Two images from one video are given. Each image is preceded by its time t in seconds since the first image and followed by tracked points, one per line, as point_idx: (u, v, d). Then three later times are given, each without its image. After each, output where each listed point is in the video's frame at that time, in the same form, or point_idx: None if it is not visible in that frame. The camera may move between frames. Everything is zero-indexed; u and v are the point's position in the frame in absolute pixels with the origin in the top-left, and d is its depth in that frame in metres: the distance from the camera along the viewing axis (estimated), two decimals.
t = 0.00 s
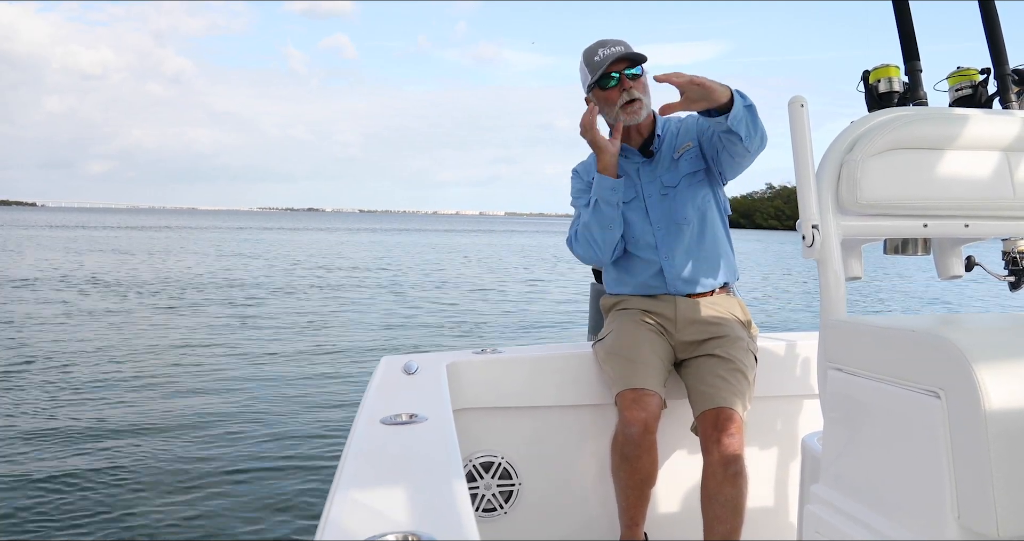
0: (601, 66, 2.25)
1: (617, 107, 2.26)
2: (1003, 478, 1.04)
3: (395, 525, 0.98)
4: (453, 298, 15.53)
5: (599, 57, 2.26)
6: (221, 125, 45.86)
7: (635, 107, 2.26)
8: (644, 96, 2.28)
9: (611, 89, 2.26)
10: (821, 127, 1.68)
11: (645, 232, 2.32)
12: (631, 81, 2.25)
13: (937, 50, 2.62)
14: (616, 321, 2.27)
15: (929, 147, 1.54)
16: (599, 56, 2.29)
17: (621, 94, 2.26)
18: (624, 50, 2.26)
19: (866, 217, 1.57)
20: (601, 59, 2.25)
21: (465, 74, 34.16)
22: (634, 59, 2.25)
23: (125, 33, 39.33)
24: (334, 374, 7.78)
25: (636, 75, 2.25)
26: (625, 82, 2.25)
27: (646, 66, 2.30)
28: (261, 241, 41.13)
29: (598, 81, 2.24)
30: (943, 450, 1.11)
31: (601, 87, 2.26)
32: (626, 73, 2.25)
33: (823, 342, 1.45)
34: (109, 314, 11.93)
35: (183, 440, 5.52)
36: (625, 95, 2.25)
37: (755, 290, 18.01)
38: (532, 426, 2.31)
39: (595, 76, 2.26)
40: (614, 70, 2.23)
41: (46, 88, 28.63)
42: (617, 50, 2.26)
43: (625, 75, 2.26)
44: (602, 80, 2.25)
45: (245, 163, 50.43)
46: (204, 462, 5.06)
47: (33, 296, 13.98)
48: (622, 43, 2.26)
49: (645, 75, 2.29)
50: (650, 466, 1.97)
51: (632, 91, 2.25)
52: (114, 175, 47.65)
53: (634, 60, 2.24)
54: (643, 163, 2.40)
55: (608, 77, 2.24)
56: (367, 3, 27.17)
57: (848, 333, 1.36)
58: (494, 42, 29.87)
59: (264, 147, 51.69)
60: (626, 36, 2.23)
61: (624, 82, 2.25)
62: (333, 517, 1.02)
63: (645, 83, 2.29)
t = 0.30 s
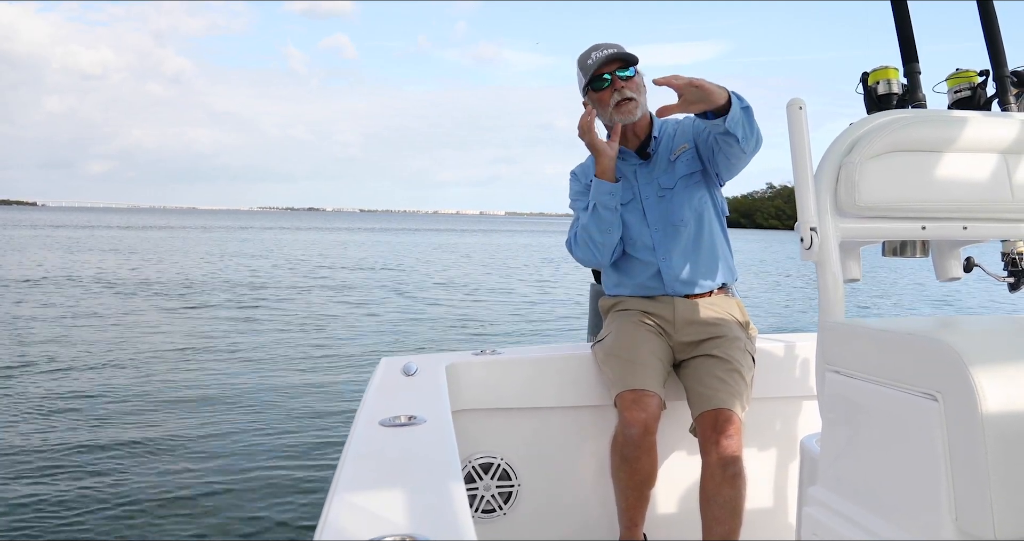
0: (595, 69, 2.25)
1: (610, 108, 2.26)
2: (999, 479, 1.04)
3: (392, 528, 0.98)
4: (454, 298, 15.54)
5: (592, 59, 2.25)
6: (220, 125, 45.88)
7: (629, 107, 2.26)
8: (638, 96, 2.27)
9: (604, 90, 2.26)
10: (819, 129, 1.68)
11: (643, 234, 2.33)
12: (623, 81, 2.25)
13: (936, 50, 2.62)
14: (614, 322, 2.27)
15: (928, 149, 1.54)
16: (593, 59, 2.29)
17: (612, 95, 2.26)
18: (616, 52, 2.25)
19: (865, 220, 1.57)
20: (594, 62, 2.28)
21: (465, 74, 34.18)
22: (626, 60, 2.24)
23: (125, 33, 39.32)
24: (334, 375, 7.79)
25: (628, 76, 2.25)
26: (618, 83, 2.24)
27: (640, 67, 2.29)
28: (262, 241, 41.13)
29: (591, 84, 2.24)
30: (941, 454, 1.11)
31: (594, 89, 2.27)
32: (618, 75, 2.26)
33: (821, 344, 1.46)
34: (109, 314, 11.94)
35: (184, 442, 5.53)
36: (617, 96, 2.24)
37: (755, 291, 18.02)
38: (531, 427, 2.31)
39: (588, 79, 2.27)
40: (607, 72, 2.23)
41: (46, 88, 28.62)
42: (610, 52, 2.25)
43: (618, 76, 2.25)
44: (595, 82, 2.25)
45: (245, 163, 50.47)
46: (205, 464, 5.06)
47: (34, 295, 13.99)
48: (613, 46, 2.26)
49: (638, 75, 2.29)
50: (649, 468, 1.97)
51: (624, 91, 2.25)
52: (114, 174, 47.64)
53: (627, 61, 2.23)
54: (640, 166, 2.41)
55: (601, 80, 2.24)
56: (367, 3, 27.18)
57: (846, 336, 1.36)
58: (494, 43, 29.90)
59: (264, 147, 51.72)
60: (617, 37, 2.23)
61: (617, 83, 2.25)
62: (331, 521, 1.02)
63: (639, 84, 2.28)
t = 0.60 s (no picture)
0: (593, 68, 2.26)
1: (610, 106, 2.26)
2: (999, 478, 1.04)
3: (390, 526, 0.98)
4: (453, 297, 15.55)
5: (591, 59, 2.26)
6: (220, 125, 45.94)
7: (628, 105, 2.26)
8: (638, 94, 2.28)
9: (603, 89, 2.26)
10: (819, 127, 1.68)
11: (643, 233, 2.33)
12: (623, 80, 2.25)
13: (938, 49, 2.62)
14: (615, 322, 2.27)
15: (929, 148, 1.54)
16: (592, 58, 2.29)
17: (612, 93, 2.26)
18: (614, 51, 2.26)
19: (866, 218, 1.57)
20: (593, 60, 2.28)
21: (465, 75, 34.18)
22: (625, 58, 2.25)
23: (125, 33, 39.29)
24: (333, 375, 7.79)
25: (628, 74, 2.25)
26: (617, 81, 2.25)
27: (639, 65, 2.29)
28: (262, 240, 41.08)
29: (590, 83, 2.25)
30: (940, 451, 1.11)
31: (593, 88, 2.27)
32: (617, 73, 2.25)
33: (820, 343, 1.46)
34: (109, 314, 11.93)
35: (182, 442, 5.51)
36: (616, 94, 2.25)
37: (755, 291, 18.00)
38: (530, 426, 2.31)
39: (587, 77, 2.27)
40: (606, 71, 2.24)
41: (45, 88, 28.56)
42: (608, 51, 2.25)
43: (616, 74, 2.26)
44: (594, 80, 2.25)
45: (245, 163, 50.47)
46: (203, 465, 5.05)
47: (34, 294, 14.00)
48: (612, 44, 2.27)
49: (637, 73, 2.29)
50: (649, 466, 1.97)
51: (624, 89, 2.25)
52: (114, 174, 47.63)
53: (625, 59, 2.24)
54: (639, 165, 2.41)
55: (600, 78, 2.24)
56: (367, 3, 27.17)
57: (846, 335, 1.36)
58: (494, 42, 29.87)
59: (264, 147, 51.74)
60: (615, 36, 2.23)
61: (616, 81, 2.25)
62: (331, 520, 1.02)
63: (638, 81, 2.29)
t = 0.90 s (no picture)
0: (596, 71, 2.25)
1: (611, 111, 2.26)
2: (996, 477, 1.04)
3: (388, 528, 0.98)
4: (453, 298, 15.55)
5: (594, 63, 2.26)
6: (220, 125, 45.95)
7: (629, 109, 2.26)
8: (639, 98, 2.28)
9: (605, 92, 2.26)
10: (818, 129, 1.68)
11: (643, 235, 2.33)
12: (624, 84, 2.25)
13: (937, 50, 2.62)
14: (613, 323, 2.27)
15: (928, 149, 1.53)
16: (595, 60, 2.29)
17: (614, 97, 2.25)
18: (617, 55, 2.25)
19: (864, 221, 1.57)
20: (595, 63, 2.27)
21: (465, 75, 34.17)
22: (627, 63, 2.24)
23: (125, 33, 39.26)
24: (333, 375, 7.78)
25: (630, 78, 2.24)
26: (619, 86, 2.24)
27: (641, 69, 2.29)
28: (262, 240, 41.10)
29: (592, 87, 2.24)
30: (938, 452, 1.11)
31: (595, 91, 2.26)
32: (619, 76, 2.25)
33: (820, 345, 1.46)
34: (110, 314, 11.93)
35: (182, 442, 5.52)
36: (618, 99, 2.25)
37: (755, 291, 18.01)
38: (529, 427, 2.31)
39: (589, 80, 2.26)
40: (608, 74, 2.23)
41: (45, 88, 28.54)
42: (611, 55, 2.25)
43: (618, 79, 2.25)
44: (596, 83, 2.24)
45: (245, 163, 50.46)
46: (204, 465, 5.06)
47: (33, 295, 14.00)
48: (614, 47, 2.26)
49: (639, 78, 2.29)
50: (647, 468, 1.98)
51: (625, 93, 2.25)
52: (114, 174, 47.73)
53: (628, 65, 2.23)
54: (638, 168, 2.41)
55: (602, 83, 2.24)
56: (367, 3, 27.19)
57: (845, 335, 1.36)
58: (494, 42, 29.84)
59: (264, 147, 51.72)
60: (618, 42, 2.23)
61: (618, 86, 2.24)
62: (330, 520, 1.02)
63: (640, 86, 2.28)
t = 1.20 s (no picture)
0: (595, 67, 2.25)
1: (610, 109, 2.26)
2: (996, 475, 1.04)
3: (388, 528, 0.98)
4: (453, 298, 15.56)
5: (593, 59, 2.26)
6: (220, 125, 45.96)
7: (628, 107, 2.26)
8: (638, 96, 2.28)
9: (604, 89, 2.26)
10: (818, 128, 1.68)
11: (642, 234, 2.33)
12: (623, 81, 2.25)
13: (938, 49, 2.62)
14: (613, 322, 2.27)
15: (927, 148, 1.54)
16: (594, 57, 2.29)
17: (612, 94, 2.26)
18: (616, 51, 2.25)
19: (864, 219, 1.57)
20: (594, 60, 2.27)
21: (465, 75, 34.18)
22: (626, 60, 2.24)
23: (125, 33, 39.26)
24: (333, 375, 7.79)
25: (629, 75, 2.24)
26: (618, 83, 2.24)
27: (640, 66, 2.29)
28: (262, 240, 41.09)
29: (591, 84, 2.24)
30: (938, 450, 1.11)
31: (594, 88, 2.26)
32: (618, 73, 2.25)
33: (820, 343, 1.46)
34: (110, 314, 11.93)
35: (182, 442, 5.52)
36: (617, 97, 2.25)
37: (755, 291, 18.00)
38: (528, 427, 2.31)
39: (588, 77, 2.26)
40: (607, 71, 2.23)
41: (45, 88, 28.51)
42: (611, 52, 2.24)
43: (618, 75, 2.25)
44: (595, 81, 2.24)
45: (245, 163, 50.44)
46: (204, 464, 5.07)
47: (33, 295, 14.00)
48: (614, 45, 2.26)
49: (638, 75, 2.29)
50: (647, 467, 1.97)
51: (624, 91, 2.25)
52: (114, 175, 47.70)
53: (627, 61, 2.23)
54: (637, 167, 2.41)
55: (601, 79, 2.23)
56: (367, 3, 27.21)
57: (844, 334, 1.36)
58: (493, 42, 29.81)
59: (264, 147, 51.71)
60: (618, 38, 2.23)
61: (617, 82, 2.24)
62: (329, 519, 1.02)
63: (639, 83, 2.28)
